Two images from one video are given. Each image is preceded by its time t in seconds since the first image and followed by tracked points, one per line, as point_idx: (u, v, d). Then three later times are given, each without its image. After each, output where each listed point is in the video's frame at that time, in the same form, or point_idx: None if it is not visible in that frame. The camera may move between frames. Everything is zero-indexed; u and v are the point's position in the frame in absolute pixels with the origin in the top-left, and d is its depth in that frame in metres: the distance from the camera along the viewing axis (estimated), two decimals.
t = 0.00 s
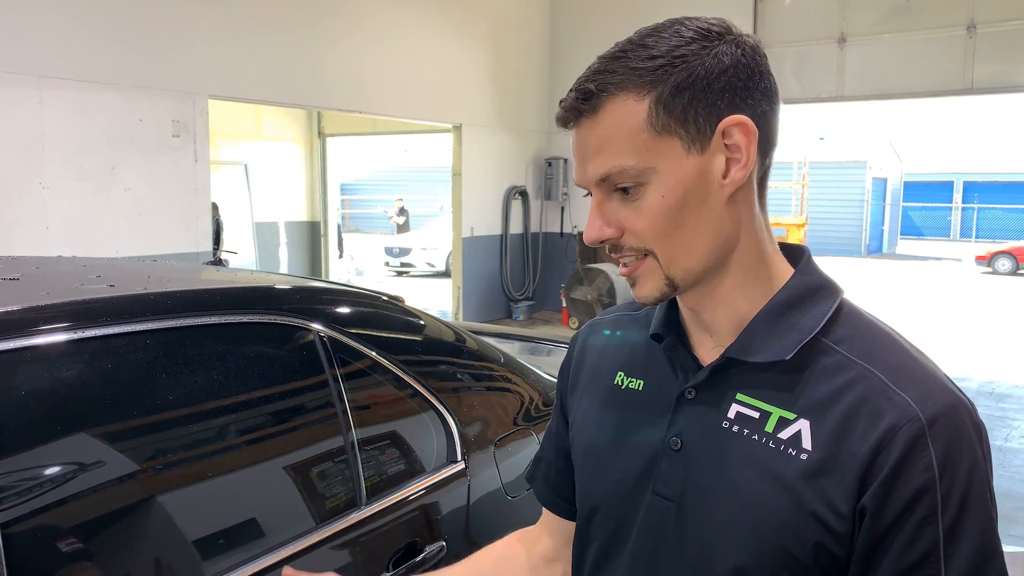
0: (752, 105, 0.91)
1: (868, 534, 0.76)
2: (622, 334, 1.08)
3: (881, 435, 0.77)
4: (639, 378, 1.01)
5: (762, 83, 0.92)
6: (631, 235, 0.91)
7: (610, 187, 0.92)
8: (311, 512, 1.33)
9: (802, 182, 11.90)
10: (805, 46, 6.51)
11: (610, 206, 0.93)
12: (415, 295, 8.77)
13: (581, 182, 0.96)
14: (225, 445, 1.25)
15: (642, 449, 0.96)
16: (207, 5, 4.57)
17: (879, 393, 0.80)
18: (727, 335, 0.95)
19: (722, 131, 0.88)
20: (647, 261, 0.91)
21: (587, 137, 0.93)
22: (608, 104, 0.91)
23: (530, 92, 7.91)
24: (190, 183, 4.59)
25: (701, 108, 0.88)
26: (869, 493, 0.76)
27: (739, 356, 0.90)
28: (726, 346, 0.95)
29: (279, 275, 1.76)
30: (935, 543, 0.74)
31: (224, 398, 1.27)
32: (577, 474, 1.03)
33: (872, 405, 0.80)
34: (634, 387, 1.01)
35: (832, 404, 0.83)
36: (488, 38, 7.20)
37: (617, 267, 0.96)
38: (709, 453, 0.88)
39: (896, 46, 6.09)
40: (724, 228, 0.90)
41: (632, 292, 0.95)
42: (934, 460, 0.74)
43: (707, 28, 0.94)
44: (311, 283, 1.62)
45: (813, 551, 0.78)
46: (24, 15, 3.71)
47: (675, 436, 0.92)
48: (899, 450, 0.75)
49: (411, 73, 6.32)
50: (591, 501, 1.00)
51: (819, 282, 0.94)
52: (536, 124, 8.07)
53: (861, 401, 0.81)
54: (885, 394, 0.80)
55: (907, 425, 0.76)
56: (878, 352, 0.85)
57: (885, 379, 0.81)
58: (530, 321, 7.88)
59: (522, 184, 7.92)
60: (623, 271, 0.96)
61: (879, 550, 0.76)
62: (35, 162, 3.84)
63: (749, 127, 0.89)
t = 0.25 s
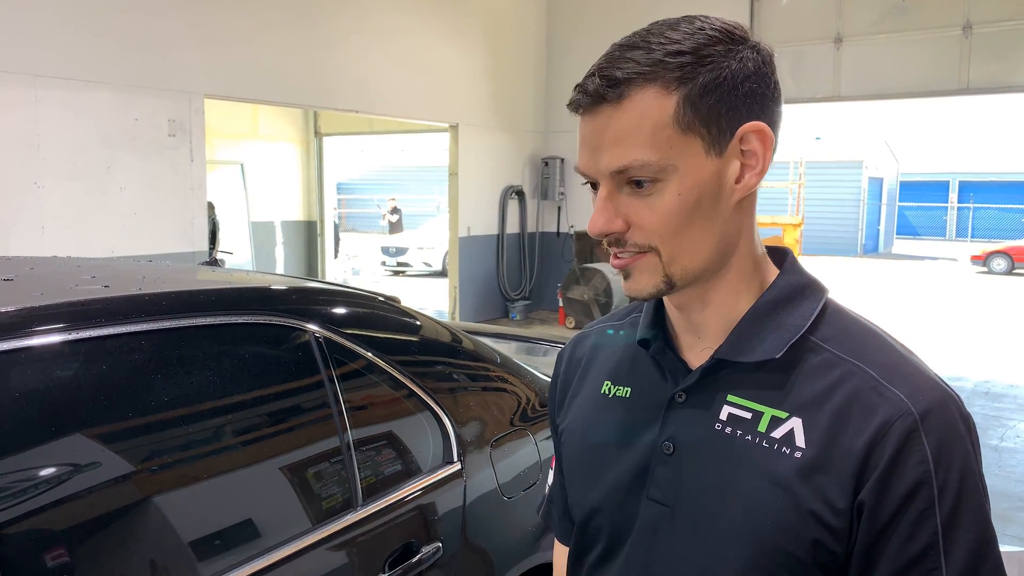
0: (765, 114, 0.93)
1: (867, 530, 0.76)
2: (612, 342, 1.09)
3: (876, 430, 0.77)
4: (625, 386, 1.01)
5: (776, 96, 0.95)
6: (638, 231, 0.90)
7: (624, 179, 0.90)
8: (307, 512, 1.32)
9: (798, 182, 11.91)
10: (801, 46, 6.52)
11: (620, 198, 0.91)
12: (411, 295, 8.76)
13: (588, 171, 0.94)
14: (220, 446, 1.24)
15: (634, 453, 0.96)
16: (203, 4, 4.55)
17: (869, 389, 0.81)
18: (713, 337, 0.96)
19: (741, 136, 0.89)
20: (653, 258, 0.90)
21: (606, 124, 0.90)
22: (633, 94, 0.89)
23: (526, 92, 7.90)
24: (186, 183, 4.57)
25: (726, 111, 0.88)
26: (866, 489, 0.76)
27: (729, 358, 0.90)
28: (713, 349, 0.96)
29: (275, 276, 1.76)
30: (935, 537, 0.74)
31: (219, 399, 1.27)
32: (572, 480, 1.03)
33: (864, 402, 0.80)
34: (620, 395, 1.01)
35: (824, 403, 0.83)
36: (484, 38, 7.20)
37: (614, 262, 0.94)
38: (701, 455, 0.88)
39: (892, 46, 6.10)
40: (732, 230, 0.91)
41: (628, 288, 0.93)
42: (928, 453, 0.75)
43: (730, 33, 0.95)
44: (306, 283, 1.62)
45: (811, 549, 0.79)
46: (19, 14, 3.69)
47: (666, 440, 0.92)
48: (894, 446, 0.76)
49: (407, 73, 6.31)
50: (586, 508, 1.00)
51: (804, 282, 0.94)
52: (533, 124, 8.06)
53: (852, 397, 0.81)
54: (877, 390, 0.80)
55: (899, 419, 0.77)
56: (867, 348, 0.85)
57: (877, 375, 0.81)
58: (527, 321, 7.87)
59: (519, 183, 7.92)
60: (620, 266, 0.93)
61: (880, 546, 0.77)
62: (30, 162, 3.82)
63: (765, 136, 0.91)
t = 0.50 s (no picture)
0: (758, 119, 0.93)
1: (870, 531, 0.77)
2: (606, 348, 1.08)
3: (875, 430, 0.78)
4: (622, 391, 1.00)
5: (767, 100, 0.95)
6: (632, 236, 0.90)
7: (619, 186, 0.90)
8: (305, 515, 1.32)
9: (795, 182, 11.93)
10: (799, 46, 6.52)
11: (614, 204, 0.91)
12: (408, 296, 8.76)
13: (582, 177, 0.94)
14: (217, 448, 1.24)
15: (632, 457, 0.95)
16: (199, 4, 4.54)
17: (866, 389, 0.81)
18: (708, 341, 0.95)
19: (734, 141, 0.90)
20: (648, 264, 0.90)
21: (600, 130, 0.90)
22: (627, 99, 0.89)
23: (524, 92, 7.90)
24: (183, 184, 4.57)
25: (717, 115, 0.89)
26: (867, 489, 0.77)
27: (725, 361, 0.90)
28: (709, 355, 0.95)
29: (271, 278, 1.76)
30: (939, 534, 0.74)
31: (215, 401, 1.26)
32: (569, 486, 1.03)
33: (861, 402, 0.80)
34: (617, 400, 1.00)
35: (822, 404, 0.83)
36: (481, 38, 7.19)
37: (610, 267, 0.94)
38: (701, 458, 0.88)
39: (889, 47, 6.11)
40: (726, 234, 0.91)
41: (622, 294, 0.93)
42: (928, 450, 0.75)
43: (721, 36, 0.95)
44: (304, 285, 1.62)
45: (814, 551, 0.79)
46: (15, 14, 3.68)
47: (666, 445, 0.92)
48: (892, 445, 0.76)
49: (404, 73, 6.30)
50: (585, 514, 1.00)
51: (797, 284, 0.95)
52: (530, 124, 8.06)
53: (850, 398, 0.81)
54: (872, 390, 0.81)
55: (897, 418, 0.77)
56: (863, 349, 0.85)
57: (872, 375, 0.82)
58: (524, 321, 7.88)
59: (517, 184, 7.92)
60: (616, 272, 0.93)
61: (882, 546, 0.77)
62: (25, 162, 3.81)
63: (755, 140, 0.91)
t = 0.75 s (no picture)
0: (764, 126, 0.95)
1: (860, 524, 0.77)
2: (604, 351, 1.08)
3: (864, 424, 0.78)
4: (622, 393, 1.00)
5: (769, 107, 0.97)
6: (647, 237, 0.89)
7: (637, 184, 0.89)
8: (304, 517, 1.32)
9: (793, 183, 11.95)
10: (796, 48, 6.54)
11: (631, 203, 0.90)
12: (406, 296, 8.75)
13: (597, 172, 0.92)
14: (216, 450, 1.24)
15: (631, 457, 0.96)
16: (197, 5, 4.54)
17: (856, 383, 0.81)
18: (704, 342, 0.96)
19: (747, 147, 0.91)
20: (661, 265, 0.89)
21: (622, 125, 0.89)
22: (652, 97, 0.88)
23: (521, 92, 7.91)
24: (180, 184, 4.56)
25: (735, 120, 0.90)
26: (857, 483, 0.77)
27: (720, 361, 0.90)
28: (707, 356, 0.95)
29: (271, 280, 1.76)
30: (927, 526, 0.75)
31: (215, 402, 1.26)
32: (573, 488, 1.03)
33: (850, 396, 0.81)
34: (618, 403, 1.00)
35: (814, 400, 0.83)
36: (479, 39, 7.19)
37: (618, 268, 0.92)
38: (700, 458, 0.89)
39: (886, 48, 6.12)
40: (733, 238, 0.93)
41: (629, 295, 0.92)
42: (915, 442, 0.75)
43: (733, 41, 0.96)
44: (303, 287, 1.62)
45: (814, 550, 0.79)
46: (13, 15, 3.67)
47: (668, 446, 0.92)
48: (881, 440, 0.76)
49: (402, 74, 6.30)
50: (588, 517, 1.00)
51: (789, 281, 0.95)
52: (528, 125, 8.06)
53: (840, 393, 0.82)
54: (862, 383, 0.81)
55: (886, 412, 0.77)
56: (854, 345, 0.85)
57: (861, 369, 0.82)
58: (523, 322, 7.88)
59: (514, 184, 7.92)
60: (624, 272, 0.92)
61: (873, 539, 0.77)
62: (23, 163, 3.80)
63: (767, 148, 0.93)
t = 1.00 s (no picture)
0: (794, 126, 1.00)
1: (861, 516, 0.77)
2: (609, 341, 1.07)
3: (871, 419, 0.78)
4: (625, 385, 1.00)
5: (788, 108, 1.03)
6: (714, 220, 0.88)
7: (712, 163, 0.88)
8: (302, 517, 1.32)
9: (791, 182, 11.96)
10: (795, 48, 6.54)
11: (700, 184, 0.89)
12: (404, 296, 8.75)
13: (669, 146, 0.89)
14: (215, 449, 1.24)
15: (635, 451, 0.96)
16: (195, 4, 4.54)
17: (865, 378, 0.81)
18: (712, 334, 0.95)
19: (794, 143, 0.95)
20: (720, 248, 0.89)
21: (706, 102, 0.87)
22: (738, 79, 0.87)
23: (520, 92, 7.90)
24: (178, 183, 4.55)
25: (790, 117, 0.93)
26: (861, 475, 0.77)
27: (728, 354, 0.90)
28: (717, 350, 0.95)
29: (269, 278, 1.76)
30: (925, 522, 0.75)
31: (215, 401, 1.26)
32: (578, 479, 1.03)
33: (859, 390, 0.80)
34: (619, 395, 1.00)
35: (821, 393, 0.83)
36: (477, 38, 7.18)
37: (672, 248, 0.90)
38: (706, 450, 0.89)
39: (884, 47, 6.13)
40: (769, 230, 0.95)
41: (678, 275, 0.91)
42: (921, 439, 0.75)
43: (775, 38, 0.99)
44: (303, 287, 1.62)
45: (819, 540, 0.79)
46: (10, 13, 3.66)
47: (672, 437, 0.92)
48: (887, 436, 0.76)
49: (401, 74, 6.30)
50: (593, 509, 1.00)
51: (796, 276, 0.95)
52: (527, 124, 8.05)
53: (847, 387, 0.81)
54: (871, 378, 0.80)
55: (894, 407, 0.77)
56: (860, 340, 0.85)
57: (870, 364, 0.81)
58: (521, 321, 7.88)
59: (513, 184, 7.92)
60: (676, 253, 0.90)
61: (872, 531, 0.77)
62: (20, 162, 3.79)
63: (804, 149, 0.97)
